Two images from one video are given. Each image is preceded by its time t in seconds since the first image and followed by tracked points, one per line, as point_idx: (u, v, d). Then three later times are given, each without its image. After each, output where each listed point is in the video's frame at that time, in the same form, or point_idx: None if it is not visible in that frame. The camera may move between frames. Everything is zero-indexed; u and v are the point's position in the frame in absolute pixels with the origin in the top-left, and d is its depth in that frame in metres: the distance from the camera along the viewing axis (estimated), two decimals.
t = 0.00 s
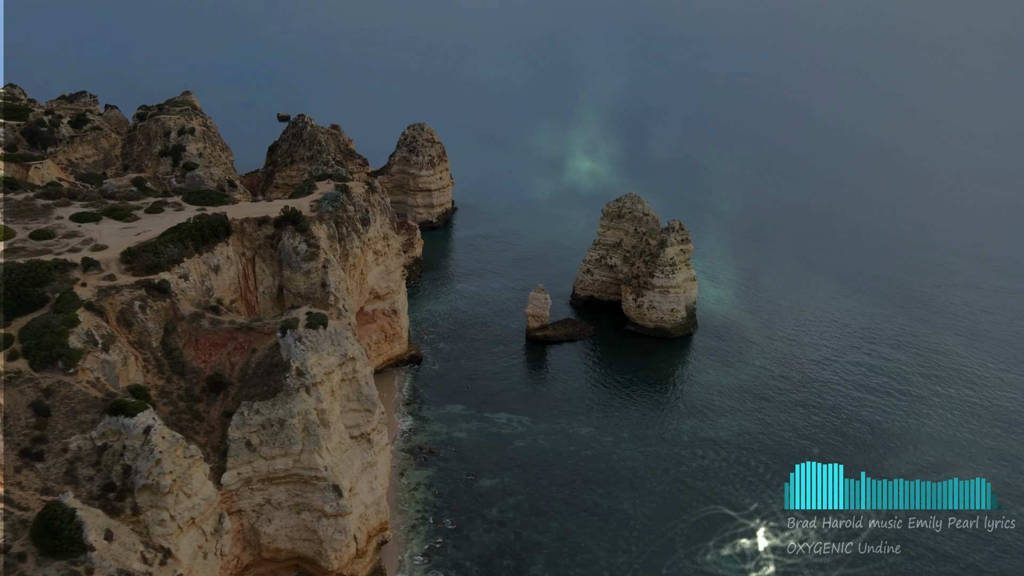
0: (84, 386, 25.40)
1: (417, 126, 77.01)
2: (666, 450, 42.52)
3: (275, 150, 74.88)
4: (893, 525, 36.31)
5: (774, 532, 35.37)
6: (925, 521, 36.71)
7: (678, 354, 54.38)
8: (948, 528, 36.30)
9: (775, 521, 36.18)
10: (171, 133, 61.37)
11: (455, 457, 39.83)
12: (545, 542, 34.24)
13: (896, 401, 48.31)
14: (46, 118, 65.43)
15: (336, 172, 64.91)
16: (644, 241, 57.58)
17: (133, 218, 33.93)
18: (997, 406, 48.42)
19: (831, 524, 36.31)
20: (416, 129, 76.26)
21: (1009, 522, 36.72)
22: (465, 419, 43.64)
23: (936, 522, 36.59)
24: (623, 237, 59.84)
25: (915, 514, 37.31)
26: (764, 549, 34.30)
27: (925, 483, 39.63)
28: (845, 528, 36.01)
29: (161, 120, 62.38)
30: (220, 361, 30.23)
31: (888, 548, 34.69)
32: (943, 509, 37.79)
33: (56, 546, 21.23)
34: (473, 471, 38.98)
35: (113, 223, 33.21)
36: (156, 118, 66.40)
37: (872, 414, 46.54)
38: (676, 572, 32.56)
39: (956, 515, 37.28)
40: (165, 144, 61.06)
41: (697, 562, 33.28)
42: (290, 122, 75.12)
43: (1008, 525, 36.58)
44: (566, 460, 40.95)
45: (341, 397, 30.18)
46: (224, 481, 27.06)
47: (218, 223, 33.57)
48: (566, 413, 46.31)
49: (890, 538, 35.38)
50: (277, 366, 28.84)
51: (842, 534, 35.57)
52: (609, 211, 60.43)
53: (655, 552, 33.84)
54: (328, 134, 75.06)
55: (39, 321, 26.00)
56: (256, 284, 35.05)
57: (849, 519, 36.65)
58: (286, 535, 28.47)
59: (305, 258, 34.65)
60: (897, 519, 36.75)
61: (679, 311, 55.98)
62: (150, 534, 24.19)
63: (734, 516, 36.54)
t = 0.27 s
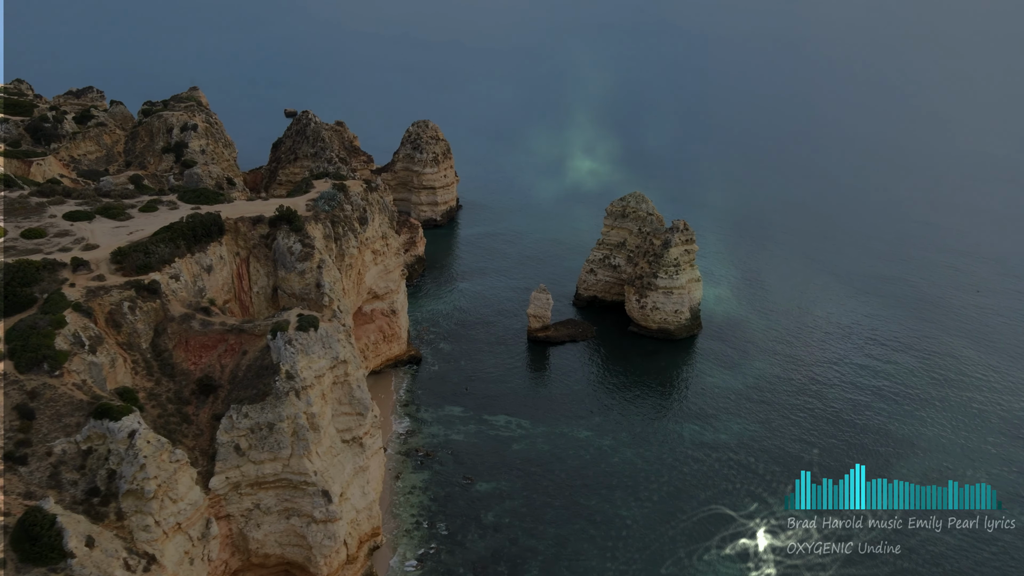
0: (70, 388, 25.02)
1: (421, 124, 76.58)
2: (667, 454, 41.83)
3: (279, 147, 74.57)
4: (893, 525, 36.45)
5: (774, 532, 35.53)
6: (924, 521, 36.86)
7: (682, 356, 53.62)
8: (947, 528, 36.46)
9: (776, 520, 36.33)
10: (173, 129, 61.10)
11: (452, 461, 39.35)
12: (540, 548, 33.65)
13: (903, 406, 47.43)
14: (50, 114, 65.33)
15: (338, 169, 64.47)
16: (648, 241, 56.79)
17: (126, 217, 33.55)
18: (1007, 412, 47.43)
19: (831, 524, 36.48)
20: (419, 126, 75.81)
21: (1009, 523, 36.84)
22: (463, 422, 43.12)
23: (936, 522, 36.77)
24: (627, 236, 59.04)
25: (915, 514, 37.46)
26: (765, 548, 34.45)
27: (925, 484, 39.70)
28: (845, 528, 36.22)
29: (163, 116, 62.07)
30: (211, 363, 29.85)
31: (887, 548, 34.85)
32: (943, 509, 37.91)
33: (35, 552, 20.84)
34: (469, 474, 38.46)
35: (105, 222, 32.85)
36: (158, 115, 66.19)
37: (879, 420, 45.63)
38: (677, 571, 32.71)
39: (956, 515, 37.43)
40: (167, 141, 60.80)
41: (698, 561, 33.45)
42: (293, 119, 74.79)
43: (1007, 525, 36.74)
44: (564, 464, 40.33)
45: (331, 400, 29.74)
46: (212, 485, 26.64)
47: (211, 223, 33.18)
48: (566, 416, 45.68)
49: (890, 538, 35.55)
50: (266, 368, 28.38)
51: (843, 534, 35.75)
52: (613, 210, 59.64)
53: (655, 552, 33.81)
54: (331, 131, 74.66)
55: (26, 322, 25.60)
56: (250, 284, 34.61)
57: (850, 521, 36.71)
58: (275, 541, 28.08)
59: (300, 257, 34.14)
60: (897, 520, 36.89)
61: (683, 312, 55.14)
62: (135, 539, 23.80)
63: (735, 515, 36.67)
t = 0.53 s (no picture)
0: (55, 391, 24.63)
1: (426, 121, 76.02)
2: (667, 459, 41.09)
3: (283, 144, 74.25)
4: (893, 526, 36.00)
5: (773, 532, 35.18)
6: (924, 521, 36.44)
7: (685, 359, 52.82)
8: (947, 528, 36.02)
9: (774, 521, 35.97)
10: (176, 126, 60.84)
11: (448, 464, 38.85)
12: (535, 555, 33.04)
13: (911, 412, 46.37)
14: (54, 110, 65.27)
15: (340, 167, 64.02)
16: (652, 241, 56.00)
17: (119, 217, 33.18)
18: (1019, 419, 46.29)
19: (831, 523, 36.04)
20: (424, 124, 75.26)
21: (1009, 523, 36.46)
22: (461, 424, 42.61)
23: (936, 522, 36.34)
24: (631, 236, 58.27)
25: (914, 513, 37.07)
26: (764, 548, 34.13)
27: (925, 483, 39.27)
28: (845, 528, 35.77)
29: (166, 113, 61.80)
30: (201, 365, 29.46)
31: (887, 548, 34.44)
32: (943, 509, 37.51)
33: (13, 560, 20.43)
34: (465, 478, 37.93)
35: (98, 221, 32.48)
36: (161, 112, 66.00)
37: (886, 427, 44.64)
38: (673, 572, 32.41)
39: (956, 515, 37.01)
40: (170, 137, 60.57)
41: (697, 562, 33.14)
42: (297, 116, 74.40)
43: (1008, 526, 36.34)
44: (562, 469, 39.71)
45: (322, 404, 29.30)
46: (199, 490, 26.23)
47: (203, 222, 32.79)
48: (566, 419, 45.04)
49: (889, 538, 35.15)
50: (256, 372, 27.95)
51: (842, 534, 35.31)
52: (617, 209, 58.88)
53: (651, 555, 33.43)
54: (335, 128, 74.25)
55: (12, 323, 25.23)
56: (244, 285, 34.21)
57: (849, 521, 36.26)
58: (264, 546, 27.68)
59: (294, 258, 33.69)
60: (897, 520, 36.44)
61: (687, 314, 54.29)
62: (118, 545, 23.41)
63: (734, 515, 36.34)
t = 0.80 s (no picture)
0: (39, 394, 24.23)
1: (430, 118, 75.47)
2: (668, 464, 40.37)
3: (287, 140, 73.92)
4: (893, 526, 36.06)
5: (773, 532, 35.20)
6: (925, 521, 36.51)
7: (689, 361, 52.03)
8: (947, 528, 36.10)
9: (775, 520, 35.97)
10: (178, 123, 60.54)
11: (444, 467, 38.36)
12: (530, 562, 32.50)
13: (919, 419, 45.36)
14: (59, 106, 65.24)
15: (343, 165, 63.56)
16: (655, 241, 55.20)
17: (111, 216, 32.79)
18: None
19: (831, 523, 36.07)
20: (428, 121, 74.70)
21: (1009, 523, 36.55)
22: (459, 427, 42.10)
23: (936, 522, 36.39)
24: (635, 236, 57.51)
25: (914, 514, 37.12)
26: (765, 548, 34.15)
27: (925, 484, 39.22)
28: (845, 528, 35.79)
29: (169, 109, 61.50)
30: (190, 368, 29.07)
31: (888, 548, 34.54)
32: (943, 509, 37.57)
33: None
34: (461, 482, 37.42)
35: (90, 220, 32.11)
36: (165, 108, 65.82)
37: (892, 433, 43.69)
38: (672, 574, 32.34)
39: (956, 515, 37.09)
40: (172, 134, 60.28)
41: (698, 562, 33.11)
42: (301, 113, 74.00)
43: (1008, 526, 36.42)
44: (560, 473, 39.10)
45: (312, 408, 28.85)
46: (186, 495, 25.80)
47: (196, 222, 32.42)
48: (566, 422, 44.42)
49: (890, 538, 35.25)
50: (245, 375, 27.49)
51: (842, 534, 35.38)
52: (621, 209, 58.12)
53: (652, 556, 33.31)
54: (339, 125, 73.82)
55: None
56: (237, 285, 33.80)
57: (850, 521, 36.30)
58: (252, 552, 27.27)
59: (287, 258, 33.21)
60: (897, 521, 36.43)
61: (691, 315, 53.43)
62: (101, 552, 23.02)
63: (734, 515, 36.32)
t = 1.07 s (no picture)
0: (23, 397, 23.83)
1: (435, 115, 74.92)
2: (668, 469, 39.64)
3: (291, 137, 73.61)
4: (893, 526, 35.62)
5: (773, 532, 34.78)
6: (924, 521, 36.12)
7: (693, 363, 51.20)
8: (947, 528, 35.71)
9: (775, 520, 35.56)
10: (181, 119, 60.05)
11: (440, 471, 37.88)
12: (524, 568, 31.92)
13: (927, 425, 44.31)
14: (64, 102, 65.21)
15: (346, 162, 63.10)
16: (659, 241, 54.39)
17: (104, 215, 32.43)
18: None
19: (832, 523, 35.64)
20: (433, 118, 74.15)
21: (1009, 523, 36.21)
22: (456, 430, 41.56)
23: (936, 522, 36.01)
24: (638, 236, 56.74)
25: (914, 513, 36.69)
26: (765, 548, 33.78)
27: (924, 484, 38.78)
28: (845, 527, 35.38)
29: (172, 106, 61.09)
30: (179, 370, 28.76)
31: (888, 548, 34.19)
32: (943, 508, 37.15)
33: None
34: (457, 486, 36.88)
35: (82, 219, 31.76)
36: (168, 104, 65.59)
37: (899, 440, 42.69)
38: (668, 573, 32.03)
39: (956, 515, 36.68)
40: (174, 132, 59.71)
41: (697, 562, 32.83)
42: (306, 110, 73.59)
43: (1008, 526, 36.09)
44: (558, 478, 38.46)
45: (302, 412, 28.40)
46: (172, 500, 25.40)
47: (188, 222, 32.09)
48: (565, 424, 43.81)
49: (890, 538, 34.85)
50: (233, 379, 27.07)
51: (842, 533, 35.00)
52: (625, 209, 57.36)
53: (649, 561, 32.73)
54: (344, 122, 73.38)
55: None
56: (231, 285, 33.41)
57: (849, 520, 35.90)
58: (240, 558, 26.86)
59: (281, 259, 32.72)
60: (898, 521, 35.99)
61: (694, 317, 52.60)
62: (83, 558, 22.64)
63: (735, 515, 35.98)
